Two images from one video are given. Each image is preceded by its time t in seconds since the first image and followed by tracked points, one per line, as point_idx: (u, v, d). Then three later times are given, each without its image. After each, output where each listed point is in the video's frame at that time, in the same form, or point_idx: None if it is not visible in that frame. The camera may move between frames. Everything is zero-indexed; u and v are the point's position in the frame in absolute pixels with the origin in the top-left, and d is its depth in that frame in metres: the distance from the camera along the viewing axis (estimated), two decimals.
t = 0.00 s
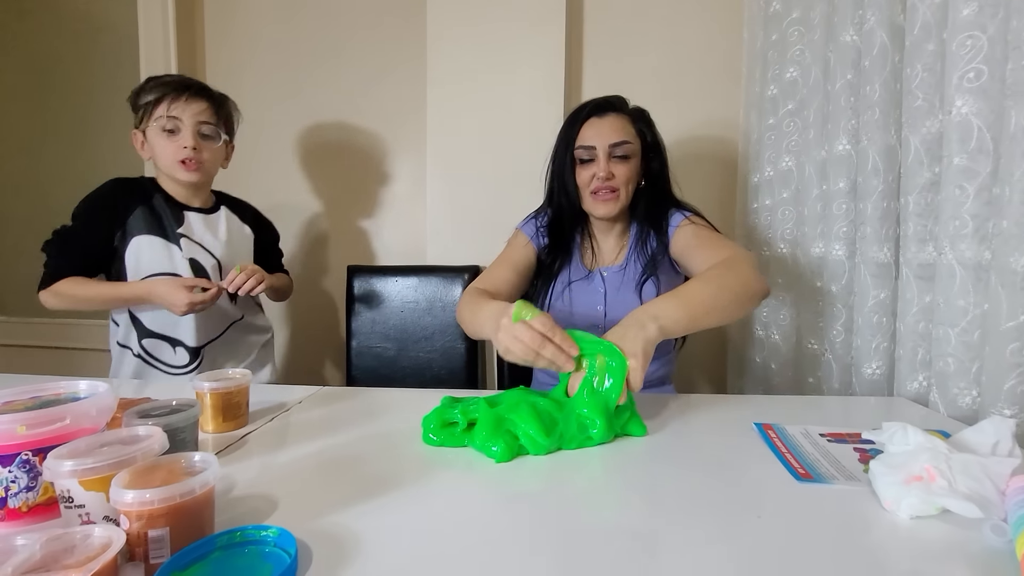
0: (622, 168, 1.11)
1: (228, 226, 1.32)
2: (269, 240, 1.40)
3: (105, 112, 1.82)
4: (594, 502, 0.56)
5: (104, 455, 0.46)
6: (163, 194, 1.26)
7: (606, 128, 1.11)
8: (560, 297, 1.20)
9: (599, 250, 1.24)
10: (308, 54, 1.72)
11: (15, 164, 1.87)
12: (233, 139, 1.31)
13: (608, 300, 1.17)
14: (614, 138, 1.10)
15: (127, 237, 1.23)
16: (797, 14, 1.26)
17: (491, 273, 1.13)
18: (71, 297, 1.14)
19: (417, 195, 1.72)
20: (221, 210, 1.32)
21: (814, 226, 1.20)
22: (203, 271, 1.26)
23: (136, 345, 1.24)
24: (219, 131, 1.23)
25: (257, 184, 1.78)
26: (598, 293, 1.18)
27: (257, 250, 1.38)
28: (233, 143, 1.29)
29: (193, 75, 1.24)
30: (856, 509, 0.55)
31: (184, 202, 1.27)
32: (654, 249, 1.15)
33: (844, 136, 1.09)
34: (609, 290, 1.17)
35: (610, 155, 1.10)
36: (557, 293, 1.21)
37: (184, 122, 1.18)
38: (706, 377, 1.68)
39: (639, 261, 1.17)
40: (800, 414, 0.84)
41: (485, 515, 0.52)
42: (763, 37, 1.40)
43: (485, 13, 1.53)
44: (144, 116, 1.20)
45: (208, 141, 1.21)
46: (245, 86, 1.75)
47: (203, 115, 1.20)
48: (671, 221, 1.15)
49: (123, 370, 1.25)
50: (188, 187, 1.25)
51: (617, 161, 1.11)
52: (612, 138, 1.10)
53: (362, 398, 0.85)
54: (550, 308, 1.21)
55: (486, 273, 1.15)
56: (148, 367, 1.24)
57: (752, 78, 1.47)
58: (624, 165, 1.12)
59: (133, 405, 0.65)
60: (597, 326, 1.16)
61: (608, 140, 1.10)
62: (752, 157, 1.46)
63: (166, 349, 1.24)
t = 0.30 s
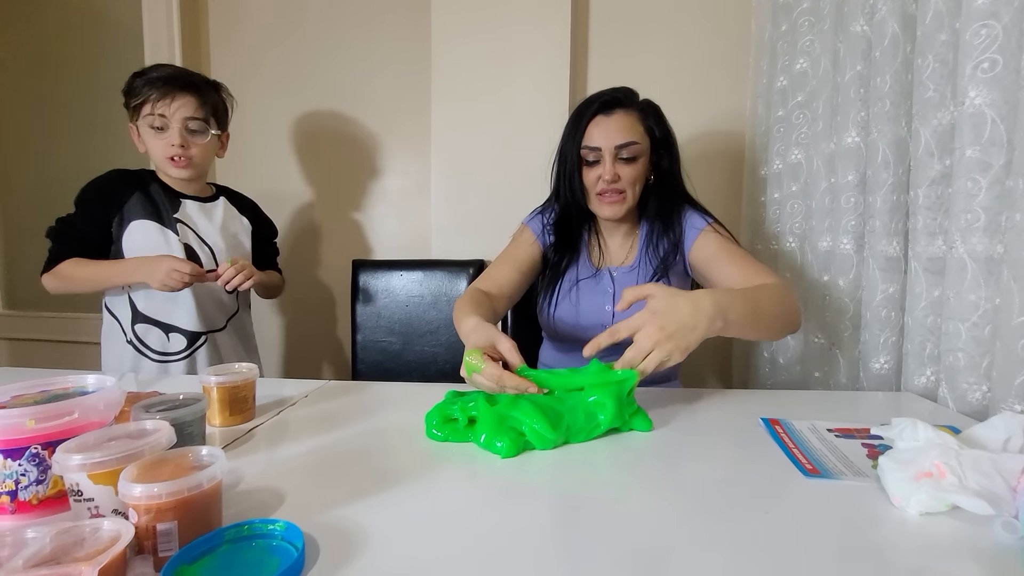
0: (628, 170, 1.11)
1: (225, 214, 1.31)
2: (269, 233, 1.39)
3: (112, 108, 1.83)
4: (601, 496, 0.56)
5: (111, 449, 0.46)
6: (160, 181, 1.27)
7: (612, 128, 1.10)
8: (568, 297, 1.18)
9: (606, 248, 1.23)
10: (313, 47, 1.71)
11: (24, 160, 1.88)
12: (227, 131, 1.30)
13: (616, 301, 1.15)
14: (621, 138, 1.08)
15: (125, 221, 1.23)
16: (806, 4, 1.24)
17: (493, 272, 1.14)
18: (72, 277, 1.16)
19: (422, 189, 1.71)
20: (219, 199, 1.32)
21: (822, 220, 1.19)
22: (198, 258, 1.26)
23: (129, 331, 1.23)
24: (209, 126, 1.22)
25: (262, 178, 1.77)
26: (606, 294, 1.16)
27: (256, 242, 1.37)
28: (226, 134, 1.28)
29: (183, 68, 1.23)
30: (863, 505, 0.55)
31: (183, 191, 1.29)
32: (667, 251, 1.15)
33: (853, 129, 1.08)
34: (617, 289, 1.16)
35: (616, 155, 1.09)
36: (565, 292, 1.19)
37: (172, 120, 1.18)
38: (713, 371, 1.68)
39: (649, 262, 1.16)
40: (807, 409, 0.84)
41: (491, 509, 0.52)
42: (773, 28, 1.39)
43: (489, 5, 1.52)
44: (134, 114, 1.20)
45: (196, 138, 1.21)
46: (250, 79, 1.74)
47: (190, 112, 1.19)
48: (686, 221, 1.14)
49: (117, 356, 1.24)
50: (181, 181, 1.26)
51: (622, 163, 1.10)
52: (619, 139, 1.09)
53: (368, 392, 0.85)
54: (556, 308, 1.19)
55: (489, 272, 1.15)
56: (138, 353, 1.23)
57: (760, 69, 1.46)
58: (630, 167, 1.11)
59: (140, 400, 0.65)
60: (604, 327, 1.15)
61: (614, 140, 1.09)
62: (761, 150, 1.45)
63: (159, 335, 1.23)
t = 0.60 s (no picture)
0: (630, 168, 1.10)
1: (252, 215, 1.31)
2: (294, 234, 1.39)
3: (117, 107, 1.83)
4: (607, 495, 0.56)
5: (118, 448, 0.46)
6: (187, 183, 1.27)
7: (614, 126, 1.09)
8: (575, 296, 1.19)
9: (610, 244, 1.23)
10: (316, 44, 1.72)
11: (31, 159, 1.89)
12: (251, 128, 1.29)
13: (622, 298, 1.15)
14: (623, 136, 1.08)
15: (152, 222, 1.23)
16: None
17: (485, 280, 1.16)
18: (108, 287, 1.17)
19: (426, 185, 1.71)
20: (248, 200, 1.33)
21: (826, 216, 1.19)
22: (225, 262, 1.26)
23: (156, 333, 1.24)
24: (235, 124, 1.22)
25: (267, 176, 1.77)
26: (613, 291, 1.16)
27: (282, 244, 1.37)
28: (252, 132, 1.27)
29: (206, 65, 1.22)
30: (866, 504, 0.55)
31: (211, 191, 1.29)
32: (674, 250, 1.15)
33: (857, 125, 1.07)
34: (624, 287, 1.16)
35: (618, 153, 1.09)
36: (571, 291, 1.19)
37: (198, 120, 1.17)
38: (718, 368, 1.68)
39: (655, 261, 1.16)
40: (812, 406, 0.83)
41: (495, 506, 0.53)
42: (778, 22, 1.38)
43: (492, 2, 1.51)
44: (161, 114, 1.20)
45: (223, 137, 1.21)
46: (253, 78, 1.74)
47: (216, 111, 1.19)
48: (694, 218, 1.15)
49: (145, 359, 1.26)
50: (209, 182, 1.26)
51: (623, 160, 1.10)
52: (621, 137, 1.08)
53: (372, 390, 0.85)
54: (561, 306, 1.20)
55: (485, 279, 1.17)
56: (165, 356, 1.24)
57: (765, 64, 1.45)
58: (632, 164, 1.11)
59: (147, 399, 0.66)
60: (611, 325, 1.15)
61: (615, 138, 1.09)
62: (766, 145, 1.44)
63: (187, 339, 1.24)
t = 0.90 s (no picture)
0: (629, 163, 1.11)
1: (308, 209, 1.28)
2: (346, 233, 1.36)
3: (126, 105, 1.84)
4: (614, 487, 0.57)
5: (137, 437, 0.48)
6: (245, 180, 1.25)
7: (613, 122, 1.10)
8: (571, 289, 1.19)
9: (609, 241, 1.23)
10: (323, 42, 1.73)
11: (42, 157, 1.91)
12: (303, 125, 1.26)
13: (620, 293, 1.15)
14: (622, 132, 1.09)
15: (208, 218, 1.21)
16: None
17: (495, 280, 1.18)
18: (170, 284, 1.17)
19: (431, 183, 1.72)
20: (304, 194, 1.30)
21: (829, 212, 1.19)
22: (282, 254, 1.23)
23: (211, 329, 1.21)
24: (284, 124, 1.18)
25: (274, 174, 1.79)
26: (610, 286, 1.16)
27: (335, 240, 1.34)
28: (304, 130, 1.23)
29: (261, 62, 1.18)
30: (870, 496, 0.55)
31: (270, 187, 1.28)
32: (673, 247, 1.15)
33: (860, 121, 1.08)
34: (622, 283, 1.16)
35: (616, 149, 1.10)
36: (569, 284, 1.19)
37: (247, 122, 1.15)
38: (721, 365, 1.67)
39: (654, 259, 1.16)
40: (814, 402, 0.84)
41: (505, 498, 0.53)
42: (784, 19, 1.38)
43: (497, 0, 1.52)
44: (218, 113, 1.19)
45: (273, 139, 1.18)
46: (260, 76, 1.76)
47: (266, 112, 1.16)
48: (693, 216, 1.15)
49: (201, 358, 1.23)
50: (264, 181, 1.25)
51: (623, 156, 1.11)
52: (620, 132, 1.09)
53: (380, 384, 0.86)
54: (559, 300, 1.20)
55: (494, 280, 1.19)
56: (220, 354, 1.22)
57: (771, 62, 1.45)
58: (631, 160, 1.11)
59: (162, 391, 0.67)
60: (608, 319, 1.15)
61: (614, 134, 1.09)
62: (772, 142, 1.44)
63: (243, 334, 1.21)
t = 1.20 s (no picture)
0: (636, 161, 1.12)
1: (346, 206, 1.26)
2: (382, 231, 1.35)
3: (141, 101, 1.86)
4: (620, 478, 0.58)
5: (161, 421, 0.49)
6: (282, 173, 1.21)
7: (620, 119, 1.11)
8: (575, 288, 1.20)
9: (616, 241, 1.24)
10: (335, 40, 1.74)
11: (59, 152, 1.94)
12: (331, 114, 1.18)
13: (624, 292, 1.16)
14: (629, 129, 1.10)
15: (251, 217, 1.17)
16: None
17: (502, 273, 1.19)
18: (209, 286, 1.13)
19: (441, 180, 1.74)
20: (343, 188, 1.27)
21: (835, 213, 1.20)
22: (323, 256, 1.21)
23: (246, 334, 1.18)
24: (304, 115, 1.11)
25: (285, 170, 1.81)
26: (614, 286, 1.17)
27: (372, 238, 1.33)
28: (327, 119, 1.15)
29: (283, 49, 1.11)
30: (872, 490, 0.56)
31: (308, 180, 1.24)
32: (677, 247, 1.16)
33: (867, 123, 1.08)
34: (626, 282, 1.17)
35: (624, 146, 1.11)
36: (574, 283, 1.20)
37: (267, 115, 1.10)
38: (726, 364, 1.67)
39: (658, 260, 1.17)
40: (818, 400, 0.85)
41: (515, 487, 0.55)
42: (795, 20, 1.38)
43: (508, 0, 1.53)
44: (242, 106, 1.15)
45: (294, 133, 1.11)
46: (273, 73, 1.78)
47: (284, 103, 1.09)
48: (698, 214, 1.17)
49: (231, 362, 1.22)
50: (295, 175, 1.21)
51: (630, 154, 1.12)
52: (628, 129, 1.10)
53: (391, 377, 0.88)
54: (563, 299, 1.21)
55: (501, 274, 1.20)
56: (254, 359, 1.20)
57: (781, 64, 1.46)
58: (638, 158, 1.12)
59: (180, 379, 0.69)
60: (611, 319, 1.16)
61: (621, 131, 1.11)
62: (781, 143, 1.45)
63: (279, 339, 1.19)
